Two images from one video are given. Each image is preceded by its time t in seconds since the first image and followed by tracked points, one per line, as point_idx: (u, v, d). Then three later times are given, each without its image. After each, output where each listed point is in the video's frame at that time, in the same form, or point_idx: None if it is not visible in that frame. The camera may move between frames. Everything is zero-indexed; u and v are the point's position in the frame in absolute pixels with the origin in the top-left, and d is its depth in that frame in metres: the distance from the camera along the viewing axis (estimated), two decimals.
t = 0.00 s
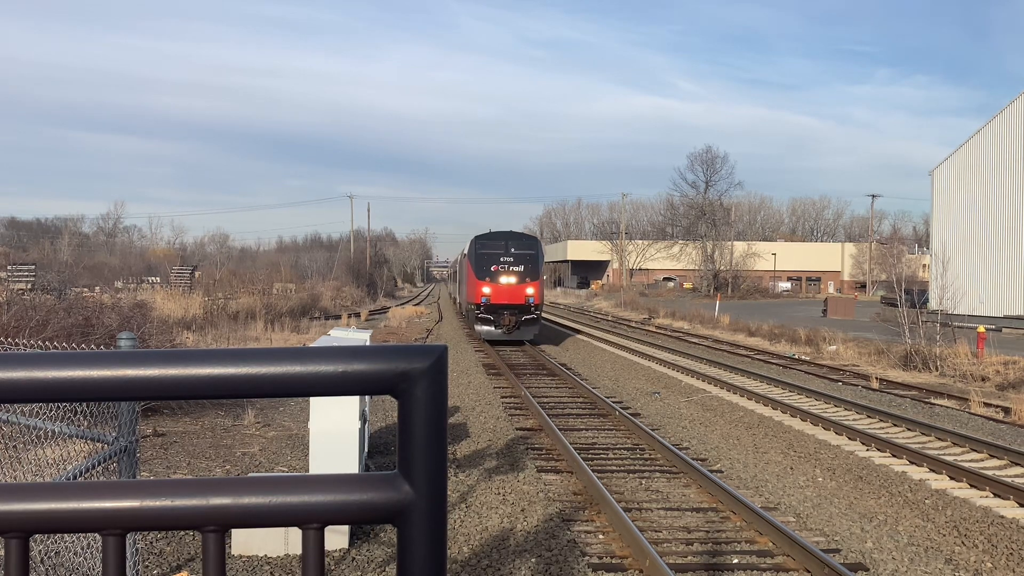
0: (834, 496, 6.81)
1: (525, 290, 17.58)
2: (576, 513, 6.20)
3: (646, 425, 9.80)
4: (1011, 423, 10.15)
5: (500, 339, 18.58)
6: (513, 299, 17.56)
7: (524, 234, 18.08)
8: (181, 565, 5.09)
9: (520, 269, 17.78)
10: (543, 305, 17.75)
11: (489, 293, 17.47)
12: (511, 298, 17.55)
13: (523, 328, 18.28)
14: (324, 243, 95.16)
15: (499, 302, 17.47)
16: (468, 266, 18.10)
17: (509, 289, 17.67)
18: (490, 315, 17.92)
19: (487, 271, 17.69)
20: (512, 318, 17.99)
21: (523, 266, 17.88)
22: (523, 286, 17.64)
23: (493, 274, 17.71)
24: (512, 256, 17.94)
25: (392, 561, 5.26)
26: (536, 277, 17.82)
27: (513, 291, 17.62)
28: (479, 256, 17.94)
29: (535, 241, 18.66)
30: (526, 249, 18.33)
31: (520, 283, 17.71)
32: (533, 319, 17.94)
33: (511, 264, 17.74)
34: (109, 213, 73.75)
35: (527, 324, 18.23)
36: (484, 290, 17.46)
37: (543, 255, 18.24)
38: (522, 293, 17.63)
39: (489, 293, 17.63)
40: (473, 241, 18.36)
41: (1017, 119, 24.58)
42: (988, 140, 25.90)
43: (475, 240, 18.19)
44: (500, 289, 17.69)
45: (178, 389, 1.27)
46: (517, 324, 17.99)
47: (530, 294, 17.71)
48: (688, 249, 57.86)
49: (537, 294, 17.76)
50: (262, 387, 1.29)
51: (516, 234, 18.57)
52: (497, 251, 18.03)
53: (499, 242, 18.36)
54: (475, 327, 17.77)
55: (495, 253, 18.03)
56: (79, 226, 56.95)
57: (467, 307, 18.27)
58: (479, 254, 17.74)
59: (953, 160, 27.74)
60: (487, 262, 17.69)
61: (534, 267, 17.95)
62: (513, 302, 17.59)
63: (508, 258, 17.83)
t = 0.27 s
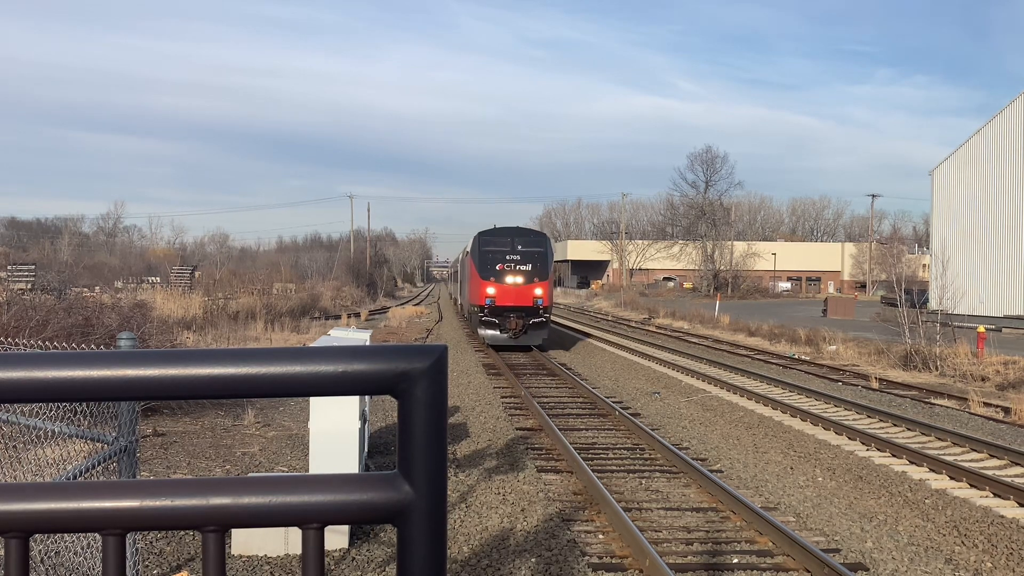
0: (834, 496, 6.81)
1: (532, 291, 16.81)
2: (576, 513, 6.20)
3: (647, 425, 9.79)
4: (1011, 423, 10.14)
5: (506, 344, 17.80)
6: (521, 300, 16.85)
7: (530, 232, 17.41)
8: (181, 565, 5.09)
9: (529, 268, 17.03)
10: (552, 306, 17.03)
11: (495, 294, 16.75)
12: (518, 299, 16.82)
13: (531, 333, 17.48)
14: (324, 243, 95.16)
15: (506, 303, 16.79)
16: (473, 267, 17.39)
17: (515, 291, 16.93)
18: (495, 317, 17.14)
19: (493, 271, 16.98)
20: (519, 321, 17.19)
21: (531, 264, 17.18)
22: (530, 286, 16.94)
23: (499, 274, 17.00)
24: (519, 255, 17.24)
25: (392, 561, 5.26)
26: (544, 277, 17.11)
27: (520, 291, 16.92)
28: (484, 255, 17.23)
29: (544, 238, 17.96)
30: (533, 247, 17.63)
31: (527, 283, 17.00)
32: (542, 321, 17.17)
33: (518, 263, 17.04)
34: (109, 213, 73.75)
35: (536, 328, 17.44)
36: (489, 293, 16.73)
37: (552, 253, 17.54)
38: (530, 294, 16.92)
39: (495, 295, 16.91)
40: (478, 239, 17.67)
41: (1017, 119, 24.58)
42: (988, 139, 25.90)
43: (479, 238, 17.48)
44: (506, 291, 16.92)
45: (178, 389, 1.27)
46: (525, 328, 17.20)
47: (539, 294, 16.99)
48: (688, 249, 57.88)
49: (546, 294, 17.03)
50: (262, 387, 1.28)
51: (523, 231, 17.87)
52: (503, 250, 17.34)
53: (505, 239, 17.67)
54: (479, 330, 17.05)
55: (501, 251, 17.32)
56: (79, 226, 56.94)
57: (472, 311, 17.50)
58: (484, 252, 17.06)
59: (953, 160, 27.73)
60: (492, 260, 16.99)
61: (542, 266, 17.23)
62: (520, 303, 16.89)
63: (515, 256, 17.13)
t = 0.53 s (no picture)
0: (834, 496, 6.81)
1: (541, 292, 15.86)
2: (576, 513, 6.20)
3: (647, 425, 9.79)
4: (1011, 423, 10.14)
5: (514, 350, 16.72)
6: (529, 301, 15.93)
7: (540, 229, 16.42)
8: (181, 565, 5.09)
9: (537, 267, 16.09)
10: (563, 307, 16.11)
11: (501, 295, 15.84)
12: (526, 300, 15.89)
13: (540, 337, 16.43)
14: (324, 243, 95.16)
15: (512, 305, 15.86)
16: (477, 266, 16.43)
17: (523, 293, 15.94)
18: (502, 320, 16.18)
19: (498, 271, 16.04)
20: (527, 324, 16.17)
21: (539, 263, 16.25)
22: (539, 286, 16.01)
23: (505, 273, 16.09)
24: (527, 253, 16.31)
25: (392, 561, 5.26)
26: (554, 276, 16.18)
27: (528, 292, 15.99)
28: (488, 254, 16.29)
29: (553, 234, 17.04)
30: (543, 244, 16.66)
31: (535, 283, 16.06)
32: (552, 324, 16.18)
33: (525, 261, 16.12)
34: (110, 213, 73.76)
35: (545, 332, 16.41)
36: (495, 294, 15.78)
37: (562, 251, 16.64)
38: (539, 295, 15.98)
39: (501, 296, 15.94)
40: (482, 235, 16.74)
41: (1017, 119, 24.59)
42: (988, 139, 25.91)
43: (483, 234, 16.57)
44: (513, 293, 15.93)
45: (178, 389, 1.27)
46: (534, 332, 16.21)
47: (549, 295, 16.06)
48: (687, 249, 57.90)
49: (556, 294, 16.12)
50: (261, 386, 1.28)
51: (531, 227, 16.95)
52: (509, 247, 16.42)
53: (511, 236, 16.76)
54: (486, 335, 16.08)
55: (507, 249, 16.39)
56: (79, 226, 56.95)
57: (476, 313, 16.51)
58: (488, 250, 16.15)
59: (953, 159, 27.73)
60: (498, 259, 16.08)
61: (551, 264, 16.31)
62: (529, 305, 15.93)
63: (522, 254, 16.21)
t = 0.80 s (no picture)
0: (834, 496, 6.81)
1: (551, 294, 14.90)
2: (576, 513, 6.20)
3: (646, 425, 9.79)
4: (1011, 423, 10.14)
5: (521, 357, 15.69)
6: (538, 303, 14.93)
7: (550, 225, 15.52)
8: (181, 565, 5.09)
9: (547, 266, 15.10)
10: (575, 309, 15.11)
11: (508, 296, 14.84)
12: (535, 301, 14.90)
13: (551, 343, 15.39)
14: (324, 243, 95.12)
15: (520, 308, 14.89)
16: (483, 266, 15.43)
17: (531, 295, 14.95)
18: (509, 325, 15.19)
19: (505, 271, 15.07)
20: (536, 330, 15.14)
21: (549, 261, 15.25)
22: (549, 286, 15.01)
23: (513, 273, 15.08)
24: (537, 250, 15.32)
25: (392, 561, 5.27)
26: (566, 275, 15.17)
27: (537, 293, 14.99)
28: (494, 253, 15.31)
29: (565, 230, 16.03)
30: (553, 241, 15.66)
31: (545, 283, 15.05)
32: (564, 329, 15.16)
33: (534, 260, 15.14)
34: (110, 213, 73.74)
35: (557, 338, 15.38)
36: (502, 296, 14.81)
37: (574, 248, 15.68)
38: (550, 296, 14.96)
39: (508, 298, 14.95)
40: (487, 232, 15.76)
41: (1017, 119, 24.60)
42: (987, 139, 25.91)
43: (488, 231, 15.60)
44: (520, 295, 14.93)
45: (178, 390, 1.27)
46: (543, 338, 15.17)
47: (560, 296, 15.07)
48: (687, 249, 57.88)
49: (568, 295, 15.10)
50: (261, 386, 1.29)
51: (540, 222, 15.95)
52: (516, 245, 15.43)
53: (519, 232, 15.78)
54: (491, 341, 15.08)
55: (514, 246, 15.40)
56: (79, 225, 56.91)
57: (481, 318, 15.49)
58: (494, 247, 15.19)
59: (953, 160, 27.74)
60: (504, 257, 15.11)
61: (562, 263, 15.29)
62: (538, 308, 14.95)
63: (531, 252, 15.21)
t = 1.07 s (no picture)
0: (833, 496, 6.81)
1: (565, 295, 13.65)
2: (576, 513, 6.20)
3: (647, 425, 9.78)
4: (1011, 423, 10.14)
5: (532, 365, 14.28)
6: (549, 305, 13.68)
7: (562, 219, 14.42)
8: (181, 565, 5.09)
9: (559, 265, 13.85)
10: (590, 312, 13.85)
11: (516, 299, 13.62)
12: (546, 304, 13.65)
13: (564, 351, 14.13)
14: (324, 243, 95.07)
15: (530, 311, 13.65)
16: (488, 264, 14.23)
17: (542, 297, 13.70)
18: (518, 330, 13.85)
19: (512, 271, 13.82)
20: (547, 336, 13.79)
21: (562, 259, 13.99)
22: (561, 287, 13.75)
23: (521, 273, 13.83)
24: (548, 247, 14.07)
25: (392, 561, 5.26)
26: (580, 274, 13.91)
27: (549, 294, 13.72)
28: (500, 250, 14.05)
29: (579, 224, 14.74)
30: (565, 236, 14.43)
31: (557, 284, 13.78)
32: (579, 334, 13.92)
33: (545, 258, 13.88)
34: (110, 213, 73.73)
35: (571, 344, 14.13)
36: (509, 299, 13.58)
37: (589, 245, 14.41)
38: (562, 298, 13.68)
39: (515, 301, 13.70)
40: (493, 227, 14.52)
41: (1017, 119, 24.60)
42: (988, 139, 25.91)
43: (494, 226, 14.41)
44: (529, 298, 13.69)
45: (178, 390, 1.27)
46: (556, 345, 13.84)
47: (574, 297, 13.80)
48: (687, 249, 57.90)
49: (582, 297, 13.86)
50: (261, 386, 1.29)
51: (552, 215, 14.68)
52: (524, 241, 14.19)
53: (528, 227, 14.52)
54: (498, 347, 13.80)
55: (522, 243, 14.17)
56: (79, 226, 56.92)
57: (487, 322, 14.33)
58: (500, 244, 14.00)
59: (954, 160, 27.73)
60: (511, 256, 13.89)
61: (576, 262, 14.01)
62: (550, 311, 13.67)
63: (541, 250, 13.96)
